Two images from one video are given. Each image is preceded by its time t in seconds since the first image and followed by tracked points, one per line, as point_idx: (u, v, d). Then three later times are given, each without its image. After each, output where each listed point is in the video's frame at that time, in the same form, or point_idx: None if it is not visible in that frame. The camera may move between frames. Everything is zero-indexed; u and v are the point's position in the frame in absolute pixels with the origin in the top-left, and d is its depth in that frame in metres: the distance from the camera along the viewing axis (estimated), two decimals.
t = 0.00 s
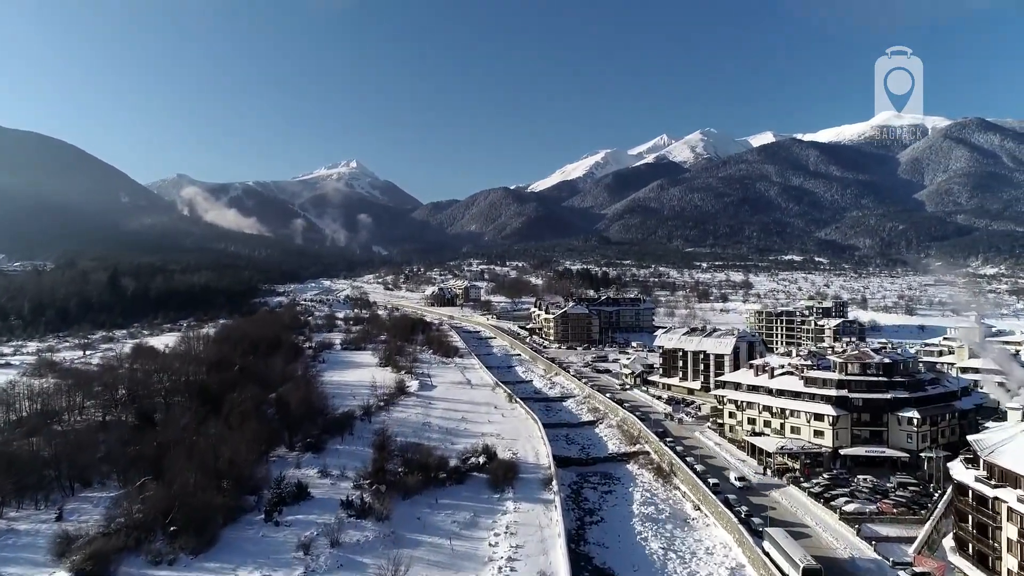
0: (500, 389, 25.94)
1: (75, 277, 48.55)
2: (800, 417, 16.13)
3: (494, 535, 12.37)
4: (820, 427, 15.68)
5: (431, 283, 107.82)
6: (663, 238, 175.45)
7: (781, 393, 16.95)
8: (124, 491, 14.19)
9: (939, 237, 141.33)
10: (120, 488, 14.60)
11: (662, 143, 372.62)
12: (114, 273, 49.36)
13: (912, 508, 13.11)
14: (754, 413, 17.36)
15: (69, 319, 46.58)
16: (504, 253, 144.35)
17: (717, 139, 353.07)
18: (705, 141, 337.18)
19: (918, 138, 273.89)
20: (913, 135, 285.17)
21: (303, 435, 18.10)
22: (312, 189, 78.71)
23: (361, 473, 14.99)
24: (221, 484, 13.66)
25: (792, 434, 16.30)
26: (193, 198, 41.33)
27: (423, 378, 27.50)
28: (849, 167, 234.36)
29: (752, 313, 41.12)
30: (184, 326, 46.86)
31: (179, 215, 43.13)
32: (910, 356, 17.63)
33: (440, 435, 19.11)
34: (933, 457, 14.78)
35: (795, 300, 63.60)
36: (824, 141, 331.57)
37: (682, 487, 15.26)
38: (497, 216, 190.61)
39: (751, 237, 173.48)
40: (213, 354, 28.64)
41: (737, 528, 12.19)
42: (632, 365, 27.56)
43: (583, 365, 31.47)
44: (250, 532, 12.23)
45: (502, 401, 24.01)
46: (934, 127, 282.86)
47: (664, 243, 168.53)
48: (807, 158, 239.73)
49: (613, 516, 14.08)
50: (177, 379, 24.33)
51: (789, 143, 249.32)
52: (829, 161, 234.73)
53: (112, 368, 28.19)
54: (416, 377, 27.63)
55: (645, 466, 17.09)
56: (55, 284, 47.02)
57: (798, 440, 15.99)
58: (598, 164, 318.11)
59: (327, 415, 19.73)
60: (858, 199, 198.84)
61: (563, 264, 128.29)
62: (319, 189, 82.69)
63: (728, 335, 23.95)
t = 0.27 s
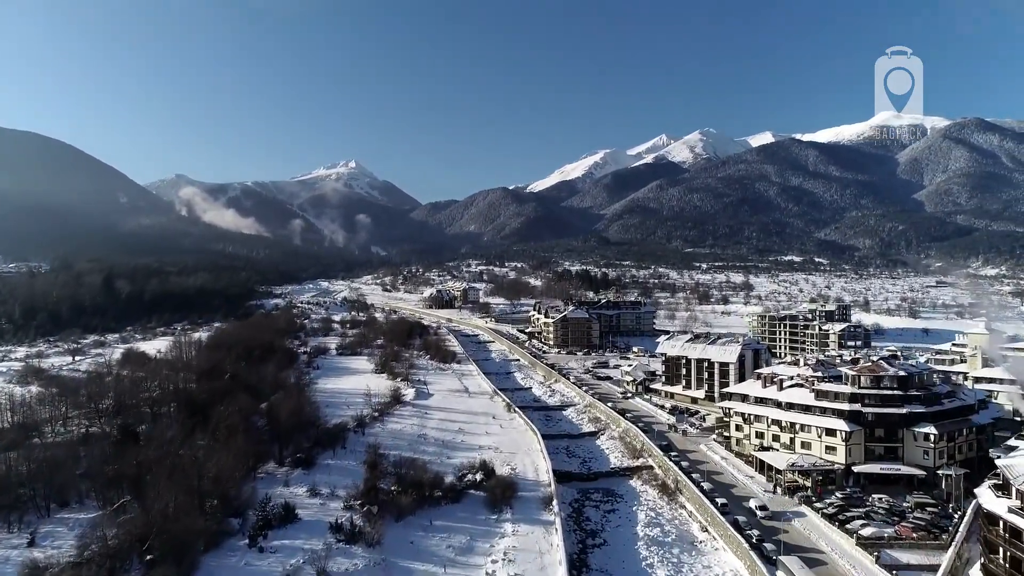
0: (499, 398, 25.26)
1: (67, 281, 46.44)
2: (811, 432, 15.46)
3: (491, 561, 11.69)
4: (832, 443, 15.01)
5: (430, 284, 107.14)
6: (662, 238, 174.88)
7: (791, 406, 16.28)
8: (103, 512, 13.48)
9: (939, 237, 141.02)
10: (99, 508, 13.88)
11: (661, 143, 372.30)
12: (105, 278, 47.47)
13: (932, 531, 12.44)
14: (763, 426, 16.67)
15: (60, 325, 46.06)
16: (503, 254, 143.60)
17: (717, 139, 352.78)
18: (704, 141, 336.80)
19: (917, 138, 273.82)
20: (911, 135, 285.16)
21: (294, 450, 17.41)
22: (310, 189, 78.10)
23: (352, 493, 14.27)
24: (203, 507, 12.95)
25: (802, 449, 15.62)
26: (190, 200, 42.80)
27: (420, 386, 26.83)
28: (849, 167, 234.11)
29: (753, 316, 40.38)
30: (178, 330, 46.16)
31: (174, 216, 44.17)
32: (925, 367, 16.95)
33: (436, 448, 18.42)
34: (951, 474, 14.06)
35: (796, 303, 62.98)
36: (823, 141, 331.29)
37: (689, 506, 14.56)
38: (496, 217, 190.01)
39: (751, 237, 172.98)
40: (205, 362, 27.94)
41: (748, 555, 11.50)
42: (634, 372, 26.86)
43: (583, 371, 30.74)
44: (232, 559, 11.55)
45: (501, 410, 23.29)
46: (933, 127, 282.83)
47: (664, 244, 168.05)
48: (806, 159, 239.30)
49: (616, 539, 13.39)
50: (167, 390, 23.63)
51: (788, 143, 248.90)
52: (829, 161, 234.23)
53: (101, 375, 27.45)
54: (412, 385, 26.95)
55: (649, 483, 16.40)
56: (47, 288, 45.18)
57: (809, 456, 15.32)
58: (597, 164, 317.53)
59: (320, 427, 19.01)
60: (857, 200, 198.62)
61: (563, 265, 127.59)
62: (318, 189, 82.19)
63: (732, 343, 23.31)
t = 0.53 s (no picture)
0: (498, 407, 24.55)
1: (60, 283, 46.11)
2: (823, 449, 14.76)
3: None
4: (846, 460, 14.31)
5: (428, 286, 106.42)
6: (662, 239, 174.24)
7: (802, 421, 15.57)
8: (77, 536, 12.74)
9: (939, 238, 140.81)
10: (75, 531, 13.15)
11: (661, 143, 371.67)
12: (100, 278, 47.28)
13: (955, 557, 11.74)
14: (772, 442, 15.98)
15: (50, 328, 45.28)
16: (502, 254, 142.81)
17: (716, 139, 352.25)
18: (703, 142, 336.30)
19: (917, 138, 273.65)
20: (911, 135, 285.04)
21: (283, 466, 16.69)
22: (309, 190, 77.54)
23: (342, 515, 13.56)
24: (183, 533, 12.22)
25: (815, 466, 14.90)
26: (189, 200, 43.01)
27: (416, 394, 26.12)
28: (848, 167, 233.74)
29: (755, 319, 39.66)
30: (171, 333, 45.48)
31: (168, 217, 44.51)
32: (941, 380, 16.23)
33: (432, 463, 17.71)
34: (972, 494, 13.49)
35: (798, 306, 62.32)
36: (822, 141, 330.90)
37: (696, 528, 13.85)
38: (495, 217, 189.38)
39: (751, 238, 172.43)
40: (195, 370, 27.20)
41: None
42: (636, 380, 26.17)
43: (583, 378, 30.01)
44: None
45: (500, 421, 22.57)
46: (933, 127, 282.63)
47: (663, 244, 167.50)
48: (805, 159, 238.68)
49: (620, 564, 12.68)
50: (155, 400, 22.89)
51: (788, 143, 248.48)
52: (829, 161, 233.66)
53: (88, 383, 26.70)
54: (408, 393, 26.24)
55: (654, 501, 15.68)
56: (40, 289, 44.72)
57: (822, 474, 14.60)
58: (597, 164, 316.86)
59: (311, 441, 18.29)
60: (857, 200, 198.45)
61: (562, 266, 126.84)
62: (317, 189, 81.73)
63: (738, 351, 22.62)
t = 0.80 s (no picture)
0: (496, 417, 23.83)
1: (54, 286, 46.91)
2: (838, 467, 14.05)
3: None
4: (861, 479, 13.61)
5: (427, 287, 105.58)
6: (662, 239, 173.49)
7: (815, 438, 14.85)
8: (49, 564, 12.02)
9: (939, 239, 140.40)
10: (45, 557, 12.41)
11: (660, 143, 371.04)
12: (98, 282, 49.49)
13: None
14: (783, 458, 15.29)
15: (41, 333, 44.51)
16: (501, 255, 141.97)
17: (716, 140, 351.65)
18: (703, 142, 335.42)
19: (916, 138, 273.22)
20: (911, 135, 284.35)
21: (269, 483, 15.99)
22: (307, 191, 76.95)
23: (330, 540, 12.87)
24: (158, 562, 11.51)
25: (828, 485, 14.20)
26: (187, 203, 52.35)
27: (412, 403, 25.40)
28: (848, 167, 233.20)
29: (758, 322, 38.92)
30: (164, 337, 44.72)
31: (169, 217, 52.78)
32: (960, 393, 15.49)
33: (427, 479, 17.00)
34: (996, 518, 12.83)
35: (800, 309, 61.66)
36: (822, 141, 330.37)
37: (703, 551, 13.16)
38: (495, 217, 188.70)
39: (751, 239, 171.81)
40: (185, 378, 26.53)
41: None
42: (638, 388, 25.42)
43: (584, 386, 29.25)
44: None
45: (498, 432, 21.82)
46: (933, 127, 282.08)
47: (663, 245, 166.78)
48: (805, 159, 237.83)
49: None
50: (141, 410, 22.16)
51: (788, 143, 247.65)
52: (828, 161, 233.07)
53: (74, 391, 26.07)
54: (405, 402, 25.50)
55: (659, 520, 14.95)
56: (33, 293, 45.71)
57: (837, 494, 13.90)
58: (596, 164, 316.13)
59: (301, 456, 17.58)
60: (857, 201, 198.09)
61: (561, 267, 125.97)
62: (315, 189, 81.05)
63: (744, 360, 21.88)
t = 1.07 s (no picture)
0: (494, 428, 23.10)
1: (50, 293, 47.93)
2: (856, 489, 13.31)
3: None
4: (880, 502, 12.90)
5: (425, 289, 104.75)
6: (661, 240, 172.72)
7: (829, 456, 14.13)
8: None
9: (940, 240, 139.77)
10: None
11: (660, 143, 370.04)
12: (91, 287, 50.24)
13: None
14: (796, 477, 14.56)
15: (32, 338, 43.80)
16: (500, 256, 141.23)
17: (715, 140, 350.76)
18: (702, 142, 334.46)
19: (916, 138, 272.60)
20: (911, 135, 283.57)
21: (256, 503, 15.28)
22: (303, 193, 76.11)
23: (318, 569, 12.18)
24: None
25: (844, 507, 13.48)
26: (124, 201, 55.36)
27: (408, 412, 24.66)
28: (848, 168, 232.59)
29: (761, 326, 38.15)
30: (157, 341, 43.98)
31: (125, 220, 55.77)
32: (982, 408, 14.74)
33: (422, 497, 16.28)
34: None
35: (802, 312, 60.87)
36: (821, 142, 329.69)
37: None
38: (494, 218, 187.96)
39: (751, 239, 171.05)
40: (174, 387, 25.89)
41: None
42: (641, 397, 24.67)
43: (585, 394, 28.47)
44: None
45: (497, 445, 21.06)
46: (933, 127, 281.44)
47: (663, 245, 165.99)
48: (804, 159, 236.99)
49: None
50: (126, 422, 21.39)
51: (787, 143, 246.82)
52: (828, 162, 232.37)
53: (59, 399, 25.40)
54: (400, 412, 24.77)
55: (666, 543, 14.20)
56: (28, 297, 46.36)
57: (853, 517, 13.19)
58: (596, 165, 315.13)
59: (290, 473, 16.84)
60: (857, 202, 197.37)
61: (561, 268, 125.16)
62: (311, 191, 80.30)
63: (751, 370, 21.11)
